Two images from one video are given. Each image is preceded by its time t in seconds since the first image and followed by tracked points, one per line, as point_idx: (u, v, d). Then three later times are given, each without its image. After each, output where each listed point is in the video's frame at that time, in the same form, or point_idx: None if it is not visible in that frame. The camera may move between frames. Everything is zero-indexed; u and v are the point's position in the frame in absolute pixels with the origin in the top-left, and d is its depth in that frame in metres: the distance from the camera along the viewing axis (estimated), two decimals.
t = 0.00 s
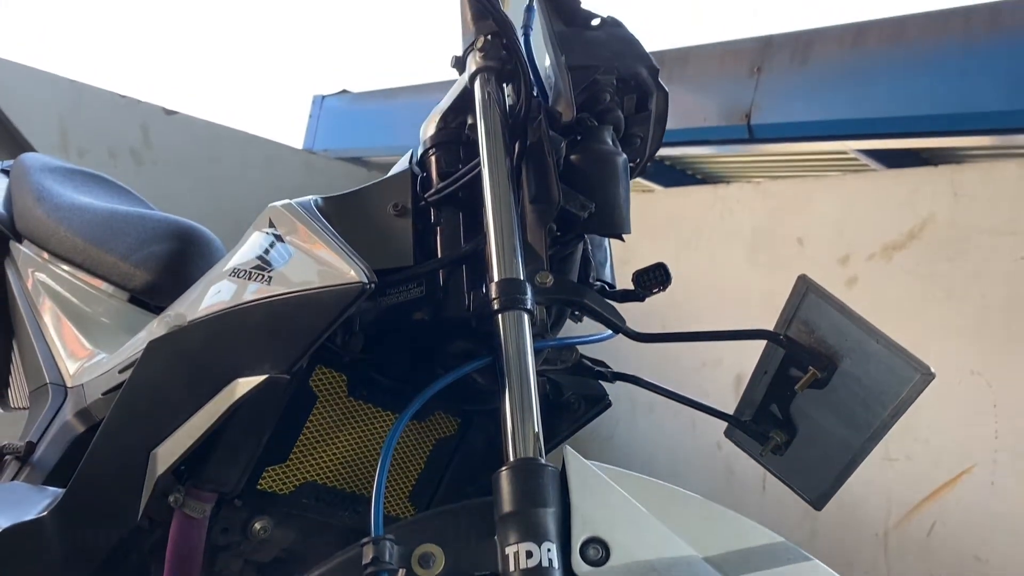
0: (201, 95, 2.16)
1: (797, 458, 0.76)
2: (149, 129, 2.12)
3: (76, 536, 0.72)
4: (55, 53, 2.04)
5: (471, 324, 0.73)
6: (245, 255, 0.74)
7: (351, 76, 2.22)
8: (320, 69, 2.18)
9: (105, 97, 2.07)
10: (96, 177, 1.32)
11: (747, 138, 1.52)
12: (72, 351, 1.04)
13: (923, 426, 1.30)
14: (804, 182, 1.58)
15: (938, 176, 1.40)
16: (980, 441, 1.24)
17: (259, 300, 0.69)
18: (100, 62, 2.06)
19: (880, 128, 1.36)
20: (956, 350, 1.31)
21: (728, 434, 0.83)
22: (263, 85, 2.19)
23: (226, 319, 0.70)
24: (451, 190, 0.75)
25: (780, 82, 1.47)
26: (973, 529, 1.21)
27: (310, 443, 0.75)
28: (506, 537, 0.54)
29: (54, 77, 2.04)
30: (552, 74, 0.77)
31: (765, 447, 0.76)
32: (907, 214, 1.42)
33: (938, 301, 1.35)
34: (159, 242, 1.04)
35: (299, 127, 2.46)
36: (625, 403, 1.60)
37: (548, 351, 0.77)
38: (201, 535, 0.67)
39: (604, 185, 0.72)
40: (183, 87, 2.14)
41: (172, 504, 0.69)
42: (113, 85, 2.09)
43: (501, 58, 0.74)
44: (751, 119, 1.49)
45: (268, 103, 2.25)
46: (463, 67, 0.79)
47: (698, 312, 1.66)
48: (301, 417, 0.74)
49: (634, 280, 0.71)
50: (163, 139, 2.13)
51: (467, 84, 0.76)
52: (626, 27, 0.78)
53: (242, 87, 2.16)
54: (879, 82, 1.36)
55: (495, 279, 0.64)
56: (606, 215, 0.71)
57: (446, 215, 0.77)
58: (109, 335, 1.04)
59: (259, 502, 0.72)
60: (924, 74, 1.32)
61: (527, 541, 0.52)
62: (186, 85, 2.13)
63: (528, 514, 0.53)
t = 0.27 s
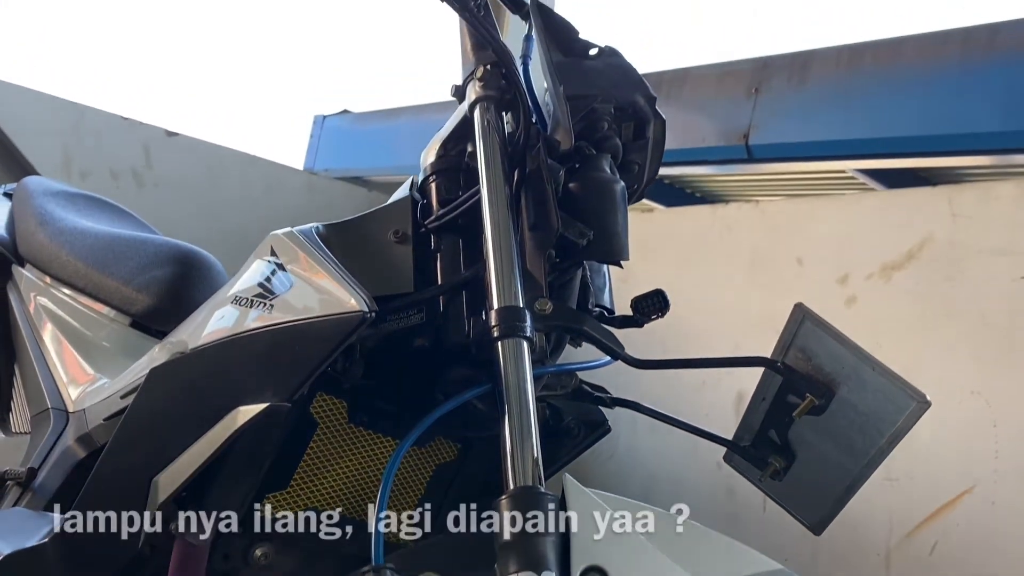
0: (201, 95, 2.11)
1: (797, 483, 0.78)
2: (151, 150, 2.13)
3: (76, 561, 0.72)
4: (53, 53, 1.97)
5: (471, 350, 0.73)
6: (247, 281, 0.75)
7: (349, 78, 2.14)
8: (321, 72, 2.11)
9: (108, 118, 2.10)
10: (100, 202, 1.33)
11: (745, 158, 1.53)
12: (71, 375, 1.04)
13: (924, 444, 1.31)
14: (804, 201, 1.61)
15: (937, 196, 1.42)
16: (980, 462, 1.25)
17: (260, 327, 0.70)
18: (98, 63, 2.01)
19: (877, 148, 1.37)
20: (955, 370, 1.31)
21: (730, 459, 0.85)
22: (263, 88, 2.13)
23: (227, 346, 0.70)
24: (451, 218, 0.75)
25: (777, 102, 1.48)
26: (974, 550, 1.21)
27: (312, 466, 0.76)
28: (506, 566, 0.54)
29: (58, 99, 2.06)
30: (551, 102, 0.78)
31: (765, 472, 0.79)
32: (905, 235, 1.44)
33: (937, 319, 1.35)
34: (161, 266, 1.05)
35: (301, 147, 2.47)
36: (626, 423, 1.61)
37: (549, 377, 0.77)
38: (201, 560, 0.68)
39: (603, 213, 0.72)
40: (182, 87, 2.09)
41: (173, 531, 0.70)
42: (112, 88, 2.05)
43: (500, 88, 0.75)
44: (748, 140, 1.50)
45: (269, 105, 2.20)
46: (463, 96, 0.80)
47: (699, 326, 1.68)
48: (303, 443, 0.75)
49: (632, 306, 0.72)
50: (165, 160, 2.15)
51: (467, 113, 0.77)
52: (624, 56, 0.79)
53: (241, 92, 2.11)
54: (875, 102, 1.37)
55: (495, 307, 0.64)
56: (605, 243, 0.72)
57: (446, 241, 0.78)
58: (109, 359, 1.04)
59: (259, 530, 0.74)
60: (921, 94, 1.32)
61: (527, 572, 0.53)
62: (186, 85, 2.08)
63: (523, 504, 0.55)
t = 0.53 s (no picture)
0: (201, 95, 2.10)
1: (794, 507, 0.80)
2: (152, 173, 2.12)
3: None
4: (54, 53, 1.93)
5: (470, 375, 0.73)
6: (247, 307, 0.75)
7: (352, 79, 2.18)
8: (323, 72, 2.15)
9: (109, 141, 2.07)
10: (100, 224, 1.33)
11: (744, 177, 1.54)
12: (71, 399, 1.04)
13: (923, 462, 1.34)
14: (802, 220, 1.64)
15: (935, 215, 1.44)
16: (981, 482, 1.27)
17: (260, 353, 0.70)
18: (99, 62, 1.98)
19: (876, 167, 1.38)
20: (954, 389, 1.33)
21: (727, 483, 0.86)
22: (264, 82, 2.15)
23: (228, 372, 0.71)
24: (450, 242, 0.76)
25: (776, 121, 1.49)
26: (974, 568, 1.24)
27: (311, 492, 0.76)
28: None
29: (60, 122, 2.01)
30: (548, 128, 0.78)
31: (763, 496, 0.79)
32: (903, 255, 1.46)
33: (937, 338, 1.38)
34: (161, 290, 1.06)
35: (301, 167, 2.49)
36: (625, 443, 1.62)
37: (548, 401, 0.78)
38: None
39: (600, 237, 0.73)
40: (182, 86, 2.07)
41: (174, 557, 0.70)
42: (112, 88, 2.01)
43: (497, 114, 0.76)
44: (746, 159, 1.51)
45: (269, 104, 2.19)
46: (462, 122, 0.81)
47: (700, 343, 1.70)
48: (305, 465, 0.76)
49: (630, 331, 0.72)
50: (165, 183, 2.13)
51: (466, 139, 0.78)
52: (620, 83, 0.81)
53: (242, 84, 2.12)
54: (873, 121, 1.38)
55: (494, 332, 0.65)
56: (602, 267, 0.72)
57: (445, 265, 0.78)
58: (110, 382, 1.04)
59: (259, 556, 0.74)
60: (919, 113, 1.33)
61: None
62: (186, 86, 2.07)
63: (524, 505, 0.58)
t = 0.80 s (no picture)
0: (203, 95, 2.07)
1: (791, 531, 0.82)
2: (154, 193, 2.14)
3: None
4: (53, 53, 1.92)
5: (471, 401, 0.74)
6: (248, 333, 0.76)
7: (352, 78, 2.12)
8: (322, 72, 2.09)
9: (111, 161, 2.09)
10: (101, 248, 1.34)
11: (743, 197, 1.55)
12: (72, 423, 1.04)
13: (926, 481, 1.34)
14: (801, 240, 1.64)
15: (933, 235, 1.45)
16: (983, 500, 1.27)
17: (260, 382, 0.71)
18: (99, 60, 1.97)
19: (874, 186, 1.39)
20: (955, 408, 1.34)
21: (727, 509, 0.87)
22: (263, 81, 2.11)
23: (230, 399, 0.72)
24: (450, 268, 0.77)
25: (774, 140, 1.50)
26: None
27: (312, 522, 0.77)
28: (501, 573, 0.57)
29: (62, 144, 2.05)
30: (548, 156, 0.79)
31: (762, 522, 0.81)
32: (902, 274, 1.47)
33: (936, 358, 1.38)
34: (163, 315, 1.07)
35: (301, 186, 2.49)
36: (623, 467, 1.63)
37: (548, 427, 0.78)
38: None
39: (599, 264, 0.74)
40: (182, 85, 2.05)
41: None
42: (111, 88, 2.00)
43: (498, 142, 0.77)
44: (745, 178, 1.52)
45: (268, 103, 2.14)
46: (462, 150, 0.82)
47: (702, 364, 1.71)
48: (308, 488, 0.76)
49: (630, 357, 0.73)
50: (168, 202, 2.16)
51: (466, 166, 0.79)
52: (618, 111, 0.82)
53: (241, 84, 2.09)
54: (871, 141, 1.39)
55: (494, 358, 0.65)
56: (602, 293, 0.73)
57: (445, 292, 0.79)
58: (112, 406, 1.04)
59: None
60: (916, 134, 1.34)
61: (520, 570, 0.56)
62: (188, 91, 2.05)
63: (523, 505, 0.59)
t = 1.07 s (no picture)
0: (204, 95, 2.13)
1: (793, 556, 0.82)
2: (156, 214, 2.11)
3: None
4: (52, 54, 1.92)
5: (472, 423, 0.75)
6: (249, 357, 0.77)
7: (352, 78, 2.26)
8: (322, 72, 2.24)
9: (112, 182, 2.05)
10: (103, 269, 1.34)
11: (742, 215, 1.56)
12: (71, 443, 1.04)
13: (927, 500, 1.34)
14: (800, 258, 1.65)
15: (933, 254, 1.45)
16: (985, 520, 1.27)
17: (260, 407, 0.71)
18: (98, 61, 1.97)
19: (872, 205, 1.39)
20: (956, 427, 1.34)
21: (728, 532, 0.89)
22: (263, 81, 2.21)
23: (229, 425, 0.72)
24: (451, 292, 0.77)
25: (774, 160, 1.51)
26: None
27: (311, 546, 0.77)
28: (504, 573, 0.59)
29: (65, 163, 1.98)
30: (547, 181, 0.80)
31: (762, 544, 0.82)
32: (902, 293, 1.47)
33: (936, 377, 1.38)
34: (163, 337, 1.07)
35: (301, 206, 2.51)
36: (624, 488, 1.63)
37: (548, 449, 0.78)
38: None
39: (599, 289, 0.74)
40: (182, 86, 2.10)
41: None
42: (112, 88, 2.00)
43: (498, 166, 0.78)
44: (745, 197, 1.52)
45: (268, 102, 2.24)
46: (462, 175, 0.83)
47: (703, 382, 1.71)
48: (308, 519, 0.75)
49: (630, 381, 0.73)
50: (170, 225, 2.13)
51: (466, 190, 0.79)
52: (616, 135, 0.83)
53: (242, 81, 2.18)
54: (870, 160, 1.39)
55: (495, 383, 0.65)
56: (602, 318, 0.74)
57: (445, 315, 0.79)
58: (112, 428, 1.04)
59: None
60: (913, 153, 1.35)
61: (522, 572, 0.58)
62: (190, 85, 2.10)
63: (523, 505, 0.61)
